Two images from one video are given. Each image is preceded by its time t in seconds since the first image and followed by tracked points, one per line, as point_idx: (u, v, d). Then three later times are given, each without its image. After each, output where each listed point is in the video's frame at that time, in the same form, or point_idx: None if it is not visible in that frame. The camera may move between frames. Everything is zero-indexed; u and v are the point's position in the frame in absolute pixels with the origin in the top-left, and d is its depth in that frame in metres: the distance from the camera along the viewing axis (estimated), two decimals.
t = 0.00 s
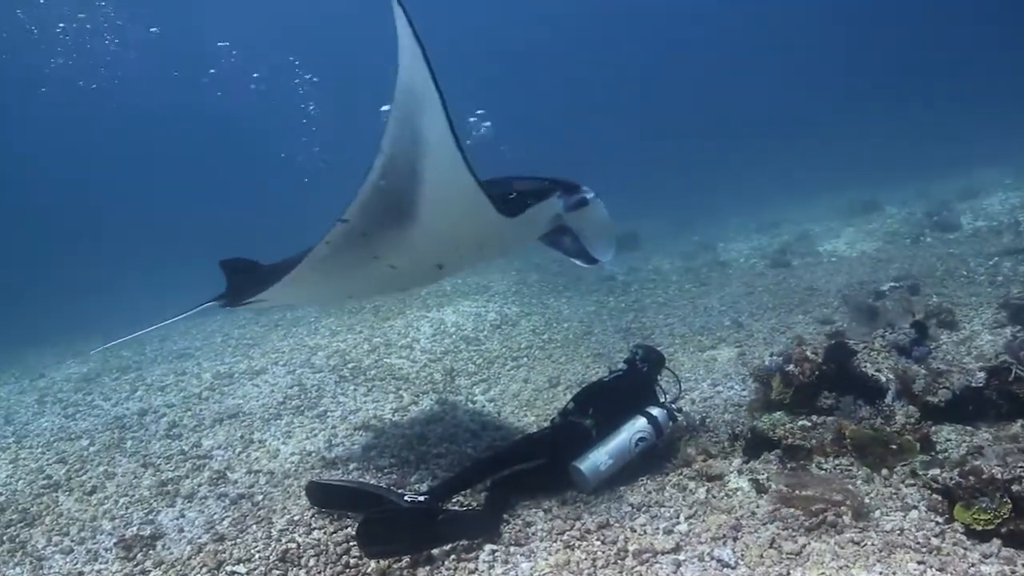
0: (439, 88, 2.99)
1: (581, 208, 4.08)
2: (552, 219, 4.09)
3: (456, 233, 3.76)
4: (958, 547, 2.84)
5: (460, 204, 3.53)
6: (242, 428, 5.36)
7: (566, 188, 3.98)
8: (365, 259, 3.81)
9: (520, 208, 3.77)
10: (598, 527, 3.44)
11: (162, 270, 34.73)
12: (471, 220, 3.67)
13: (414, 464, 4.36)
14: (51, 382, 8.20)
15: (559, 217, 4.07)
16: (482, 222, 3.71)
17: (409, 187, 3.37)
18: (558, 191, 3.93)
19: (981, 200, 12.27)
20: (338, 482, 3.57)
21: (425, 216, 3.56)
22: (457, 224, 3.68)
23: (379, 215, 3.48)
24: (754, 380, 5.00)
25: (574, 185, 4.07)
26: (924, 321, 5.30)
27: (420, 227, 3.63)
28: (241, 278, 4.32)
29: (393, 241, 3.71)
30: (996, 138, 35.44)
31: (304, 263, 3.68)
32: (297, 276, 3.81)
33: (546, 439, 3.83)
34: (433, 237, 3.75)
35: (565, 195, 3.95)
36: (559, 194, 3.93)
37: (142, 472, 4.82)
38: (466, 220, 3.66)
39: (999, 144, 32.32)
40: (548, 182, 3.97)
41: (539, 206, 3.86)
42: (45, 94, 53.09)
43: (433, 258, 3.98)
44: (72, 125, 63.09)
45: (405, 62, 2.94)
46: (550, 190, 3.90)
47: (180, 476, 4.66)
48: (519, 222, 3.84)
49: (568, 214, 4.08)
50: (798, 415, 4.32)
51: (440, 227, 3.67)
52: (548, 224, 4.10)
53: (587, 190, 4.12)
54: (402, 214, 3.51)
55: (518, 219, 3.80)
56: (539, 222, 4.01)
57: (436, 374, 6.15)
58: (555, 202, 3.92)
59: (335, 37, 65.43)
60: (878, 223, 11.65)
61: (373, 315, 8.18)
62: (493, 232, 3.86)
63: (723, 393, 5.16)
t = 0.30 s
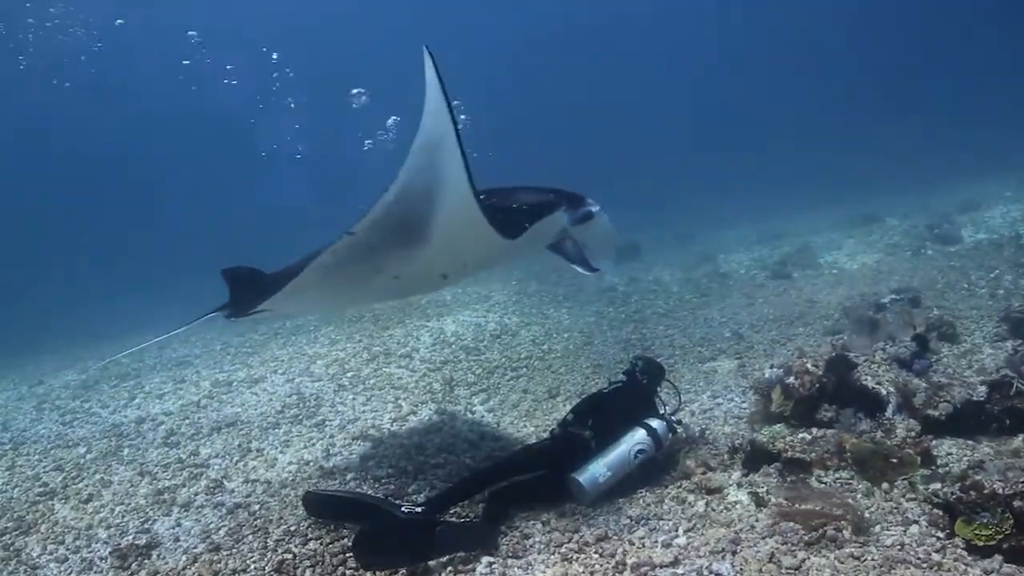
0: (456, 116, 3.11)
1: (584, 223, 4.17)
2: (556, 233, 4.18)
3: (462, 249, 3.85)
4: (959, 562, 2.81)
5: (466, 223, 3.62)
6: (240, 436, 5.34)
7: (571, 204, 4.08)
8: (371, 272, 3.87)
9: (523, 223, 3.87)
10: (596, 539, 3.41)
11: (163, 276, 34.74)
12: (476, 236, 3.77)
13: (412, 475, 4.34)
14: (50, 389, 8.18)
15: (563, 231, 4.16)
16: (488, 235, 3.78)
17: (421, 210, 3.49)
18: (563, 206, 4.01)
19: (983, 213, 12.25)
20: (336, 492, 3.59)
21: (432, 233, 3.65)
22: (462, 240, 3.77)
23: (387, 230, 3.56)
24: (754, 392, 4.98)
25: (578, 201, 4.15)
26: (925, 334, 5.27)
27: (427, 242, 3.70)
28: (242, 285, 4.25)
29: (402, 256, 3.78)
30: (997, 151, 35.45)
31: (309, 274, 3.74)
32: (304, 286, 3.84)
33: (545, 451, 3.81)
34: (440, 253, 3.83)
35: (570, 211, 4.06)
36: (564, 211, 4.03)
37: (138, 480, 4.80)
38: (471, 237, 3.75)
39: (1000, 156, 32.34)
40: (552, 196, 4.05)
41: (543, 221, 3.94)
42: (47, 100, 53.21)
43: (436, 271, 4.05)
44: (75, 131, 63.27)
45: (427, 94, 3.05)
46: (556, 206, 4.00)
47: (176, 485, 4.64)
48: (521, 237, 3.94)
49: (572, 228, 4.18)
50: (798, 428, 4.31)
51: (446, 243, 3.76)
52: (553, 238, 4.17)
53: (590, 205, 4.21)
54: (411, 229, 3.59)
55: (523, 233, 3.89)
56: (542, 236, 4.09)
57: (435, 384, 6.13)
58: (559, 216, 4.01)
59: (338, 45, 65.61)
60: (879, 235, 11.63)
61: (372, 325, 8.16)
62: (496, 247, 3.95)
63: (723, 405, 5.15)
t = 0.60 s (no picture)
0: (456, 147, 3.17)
1: (587, 226, 4.18)
2: (560, 234, 4.19)
3: (459, 256, 3.95)
4: (954, 569, 2.79)
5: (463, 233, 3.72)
6: (235, 435, 5.32)
7: (574, 206, 4.09)
8: (371, 271, 4.00)
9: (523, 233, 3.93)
10: (590, 542, 3.39)
11: (163, 273, 34.70)
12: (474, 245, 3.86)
13: (406, 475, 4.32)
14: (46, 386, 8.16)
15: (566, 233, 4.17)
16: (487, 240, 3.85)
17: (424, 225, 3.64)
18: (566, 209, 4.02)
19: (982, 217, 12.24)
20: (329, 492, 3.58)
21: (432, 244, 3.79)
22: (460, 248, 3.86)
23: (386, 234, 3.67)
24: (751, 395, 4.97)
25: (582, 202, 4.17)
26: (922, 339, 5.26)
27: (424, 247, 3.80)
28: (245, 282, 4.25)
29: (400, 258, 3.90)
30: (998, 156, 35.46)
31: (311, 270, 3.88)
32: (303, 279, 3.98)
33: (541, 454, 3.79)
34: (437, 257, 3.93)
35: (573, 213, 4.07)
36: (567, 213, 4.04)
37: (131, 478, 4.78)
38: (468, 245, 3.85)
39: (1000, 161, 32.35)
40: (556, 199, 4.05)
41: (545, 226, 3.97)
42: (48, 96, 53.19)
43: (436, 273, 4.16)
44: (76, 129, 63.26)
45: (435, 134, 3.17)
46: (559, 209, 4.01)
47: (169, 484, 4.62)
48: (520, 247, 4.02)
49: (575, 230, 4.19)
50: (795, 432, 4.30)
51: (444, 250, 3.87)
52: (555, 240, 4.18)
53: (593, 206, 4.21)
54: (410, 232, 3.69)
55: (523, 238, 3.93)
56: (545, 239, 4.13)
57: (432, 384, 6.12)
58: (562, 221, 4.03)
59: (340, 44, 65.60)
60: (878, 239, 11.62)
61: (369, 324, 8.15)
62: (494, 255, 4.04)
63: (720, 408, 5.13)
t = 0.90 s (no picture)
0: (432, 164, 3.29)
1: (589, 224, 4.16)
2: (559, 233, 4.14)
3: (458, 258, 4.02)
4: (945, 568, 2.78)
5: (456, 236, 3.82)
6: (228, 430, 5.30)
7: (574, 204, 4.06)
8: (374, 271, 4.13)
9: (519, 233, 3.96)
10: (581, 539, 3.38)
11: (160, 267, 34.64)
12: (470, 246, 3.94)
13: (398, 471, 4.30)
14: (39, 379, 8.13)
15: (566, 232, 4.13)
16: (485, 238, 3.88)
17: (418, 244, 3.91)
18: (567, 208, 4.01)
19: (980, 216, 12.23)
20: (321, 488, 3.56)
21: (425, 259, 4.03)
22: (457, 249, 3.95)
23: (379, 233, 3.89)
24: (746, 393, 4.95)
25: (583, 200, 4.13)
26: (918, 337, 5.23)
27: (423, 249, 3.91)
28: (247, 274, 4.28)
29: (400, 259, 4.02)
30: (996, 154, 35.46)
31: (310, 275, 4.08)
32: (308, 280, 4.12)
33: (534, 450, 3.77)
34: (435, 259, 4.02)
35: (573, 211, 4.04)
36: (567, 211, 4.01)
37: (123, 472, 4.76)
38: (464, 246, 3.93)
39: (999, 159, 32.36)
40: (557, 196, 4.03)
41: (544, 224, 3.97)
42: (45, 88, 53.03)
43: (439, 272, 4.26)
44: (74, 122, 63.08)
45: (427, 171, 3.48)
46: (559, 208, 3.99)
47: (160, 478, 4.60)
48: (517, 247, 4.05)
49: (575, 228, 4.15)
50: (789, 430, 4.29)
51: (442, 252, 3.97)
52: (556, 238, 4.17)
53: (595, 204, 4.18)
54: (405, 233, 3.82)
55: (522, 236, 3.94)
56: (544, 238, 4.08)
57: (426, 379, 6.10)
58: (562, 219, 4.02)
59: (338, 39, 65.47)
60: (875, 237, 11.61)
61: (364, 319, 8.12)
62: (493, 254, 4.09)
63: (714, 406, 5.11)
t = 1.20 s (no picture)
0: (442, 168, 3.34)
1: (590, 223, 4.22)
2: (562, 232, 4.19)
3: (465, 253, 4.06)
4: (943, 566, 2.76)
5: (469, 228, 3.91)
6: (225, 428, 5.29)
7: (578, 204, 4.11)
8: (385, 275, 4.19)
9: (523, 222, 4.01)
10: (578, 537, 3.36)
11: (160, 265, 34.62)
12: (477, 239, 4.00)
13: (395, 469, 4.29)
14: (38, 377, 8.11)
15: (569, 231, 4.18)
16: (491, 235, 3.93)
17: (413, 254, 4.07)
18: (570, 208, 4.06)
19: (981, 212, 12.20)
20: (317, 486, 3.55)
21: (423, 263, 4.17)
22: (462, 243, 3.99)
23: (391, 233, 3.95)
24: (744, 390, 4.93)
25: (586, 200, 4.19)
26: (918, 334, 5.21)
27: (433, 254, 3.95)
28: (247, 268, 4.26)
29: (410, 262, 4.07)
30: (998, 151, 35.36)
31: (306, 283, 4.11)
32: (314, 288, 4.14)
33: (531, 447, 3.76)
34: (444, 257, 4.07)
35: (576, 211, 4.09)
36: (571, 211, 4.07)
37: (120, 471, 4.75)
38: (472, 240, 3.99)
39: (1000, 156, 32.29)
40: (560, 195, 4.07)
41: (546, 223, 4.04)
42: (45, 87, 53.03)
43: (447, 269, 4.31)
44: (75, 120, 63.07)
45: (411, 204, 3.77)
46: (563, 207, 4.04)
47: (157, 476, 4.58)
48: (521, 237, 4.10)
49: (578, 228, 4.21)
50: (787, 427, 4.27)
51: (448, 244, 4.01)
52: (558, 237, 4.22)
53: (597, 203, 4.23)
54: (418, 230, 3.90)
55: (527, 233, 3.98)
56: (547, 236, 4.13)
57: (425, 377, 6.08)
58: (565, 219, 4.07)
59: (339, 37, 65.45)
60: (875, 234, 11.58)
61: (363, 316, 8.10)
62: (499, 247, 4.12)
63: (713, 403, 5.09)
